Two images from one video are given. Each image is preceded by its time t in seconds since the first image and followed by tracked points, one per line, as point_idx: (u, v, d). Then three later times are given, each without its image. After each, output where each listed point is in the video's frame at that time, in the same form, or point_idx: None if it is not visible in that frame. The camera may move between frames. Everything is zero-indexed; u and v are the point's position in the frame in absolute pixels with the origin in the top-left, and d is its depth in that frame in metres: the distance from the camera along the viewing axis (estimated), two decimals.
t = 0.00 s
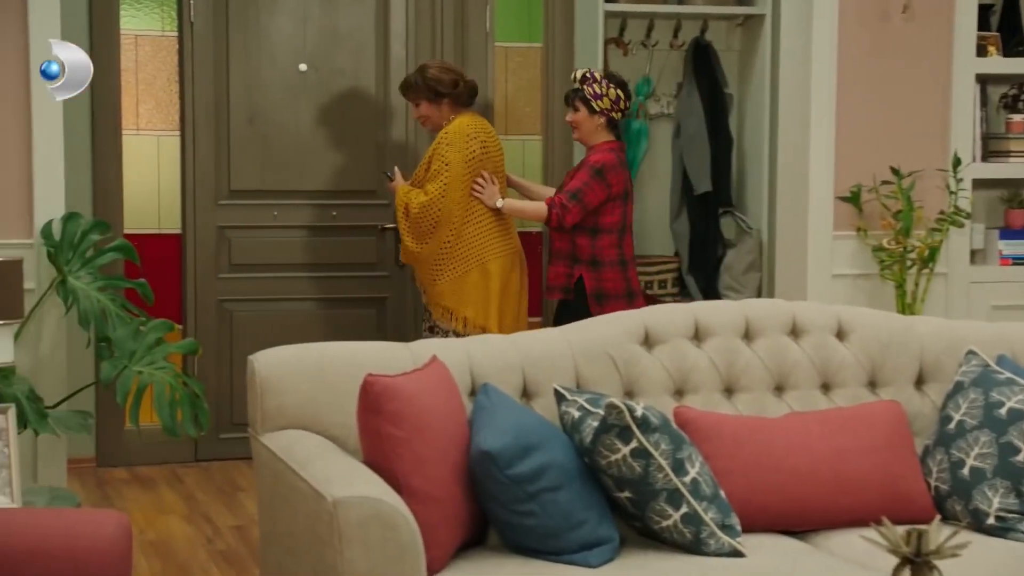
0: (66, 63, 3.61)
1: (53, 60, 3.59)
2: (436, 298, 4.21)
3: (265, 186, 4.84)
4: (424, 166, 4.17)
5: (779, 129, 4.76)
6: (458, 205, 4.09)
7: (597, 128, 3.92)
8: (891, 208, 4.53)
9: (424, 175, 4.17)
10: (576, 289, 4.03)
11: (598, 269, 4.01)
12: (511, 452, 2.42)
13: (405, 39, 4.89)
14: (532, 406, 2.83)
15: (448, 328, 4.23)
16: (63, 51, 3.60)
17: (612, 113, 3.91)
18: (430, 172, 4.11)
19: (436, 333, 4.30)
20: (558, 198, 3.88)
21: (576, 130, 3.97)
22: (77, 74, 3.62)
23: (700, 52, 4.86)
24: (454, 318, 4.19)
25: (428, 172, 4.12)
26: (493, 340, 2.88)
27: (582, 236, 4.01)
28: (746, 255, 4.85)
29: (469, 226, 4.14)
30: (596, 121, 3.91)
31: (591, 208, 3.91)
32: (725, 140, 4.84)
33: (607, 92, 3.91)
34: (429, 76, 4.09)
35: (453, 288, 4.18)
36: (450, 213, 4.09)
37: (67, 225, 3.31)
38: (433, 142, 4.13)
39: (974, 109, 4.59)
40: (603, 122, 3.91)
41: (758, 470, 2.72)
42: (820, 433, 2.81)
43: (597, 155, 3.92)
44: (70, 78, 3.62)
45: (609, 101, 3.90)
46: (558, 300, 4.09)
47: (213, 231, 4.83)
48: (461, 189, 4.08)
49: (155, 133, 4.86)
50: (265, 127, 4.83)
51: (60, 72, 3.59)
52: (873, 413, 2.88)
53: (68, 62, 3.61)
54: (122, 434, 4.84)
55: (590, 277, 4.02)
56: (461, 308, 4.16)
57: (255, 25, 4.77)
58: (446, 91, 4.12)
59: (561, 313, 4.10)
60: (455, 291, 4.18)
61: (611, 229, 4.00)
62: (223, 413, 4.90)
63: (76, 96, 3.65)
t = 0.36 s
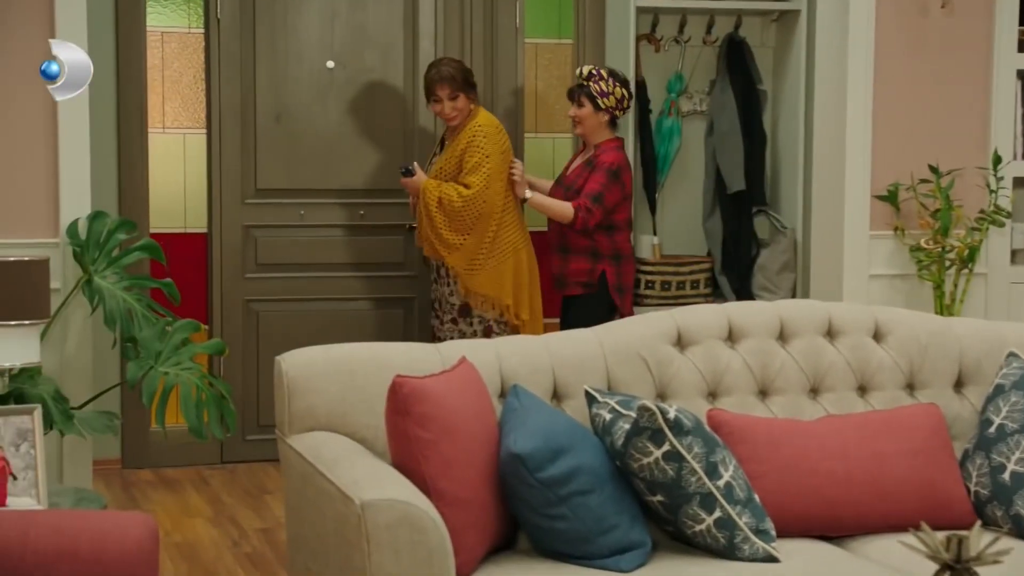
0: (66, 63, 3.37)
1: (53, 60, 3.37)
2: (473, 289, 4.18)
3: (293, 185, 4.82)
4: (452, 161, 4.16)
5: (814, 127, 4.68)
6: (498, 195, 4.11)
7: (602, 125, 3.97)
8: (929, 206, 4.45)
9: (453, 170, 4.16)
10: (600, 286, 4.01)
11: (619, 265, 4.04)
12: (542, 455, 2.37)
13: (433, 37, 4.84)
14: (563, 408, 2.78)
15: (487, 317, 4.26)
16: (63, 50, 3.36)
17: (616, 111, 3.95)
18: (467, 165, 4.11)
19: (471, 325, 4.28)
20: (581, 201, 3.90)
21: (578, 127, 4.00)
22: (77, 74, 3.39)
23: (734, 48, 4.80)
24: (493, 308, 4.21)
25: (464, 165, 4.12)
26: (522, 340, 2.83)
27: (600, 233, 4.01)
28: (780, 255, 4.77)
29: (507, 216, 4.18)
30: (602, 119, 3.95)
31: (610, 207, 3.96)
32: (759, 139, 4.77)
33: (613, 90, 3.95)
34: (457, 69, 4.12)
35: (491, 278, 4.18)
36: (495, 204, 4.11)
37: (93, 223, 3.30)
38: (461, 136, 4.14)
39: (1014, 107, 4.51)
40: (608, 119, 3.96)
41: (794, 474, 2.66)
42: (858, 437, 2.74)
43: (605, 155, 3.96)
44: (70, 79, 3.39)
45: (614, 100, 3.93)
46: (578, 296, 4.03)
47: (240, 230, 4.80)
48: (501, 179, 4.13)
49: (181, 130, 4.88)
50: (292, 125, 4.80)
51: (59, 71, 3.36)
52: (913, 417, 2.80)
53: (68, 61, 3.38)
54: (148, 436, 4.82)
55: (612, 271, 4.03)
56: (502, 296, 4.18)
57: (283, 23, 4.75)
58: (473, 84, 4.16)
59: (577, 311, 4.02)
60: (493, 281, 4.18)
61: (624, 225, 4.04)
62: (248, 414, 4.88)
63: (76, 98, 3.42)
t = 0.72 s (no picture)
0: (66, 63, 3.45)
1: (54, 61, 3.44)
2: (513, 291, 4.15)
3: (316, 184, 4.80)
4: (491, 162, 4.13)
5: (844, 125, 4.62)
6: (538, 197, 4.10)
7: (626, 124, 3.94)
8: (961, 206, 4.40)
9: (491, 171, 4.13)
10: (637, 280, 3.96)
11: (653, 257, 4.00)
12: (569, 457, 2.34)
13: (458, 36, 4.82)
14: (590, 410, 2.74)
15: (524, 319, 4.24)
16: (62, 50, 3.43)
17: (640, 108, 3.93)
18: (508, 166, 4.09)
19: (509, 328, 4.25)
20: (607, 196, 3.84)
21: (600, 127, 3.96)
22: (78, 74, 3.47)
23: (762, 46, 4.75)
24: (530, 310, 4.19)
25: (505, 167, 4.10)
26: (547, 341, 2.80)
27: (631, 228, 3.96)
28: (810, 255, 4.71)
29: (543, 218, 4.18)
30: (626, 119, 3.93)
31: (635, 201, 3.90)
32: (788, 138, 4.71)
33: (637, 90, 3.93)
34: (493, 71, 4.09)
35: (529, 279, 4.17)
36: (537, 204, 4.10)
37: (117, 223, 3.31)
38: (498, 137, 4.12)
39: None
40: (632, 119, 3.93)
41: (824, 476, 2.61)
42: (889, 440, 2.69)
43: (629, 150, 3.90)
44: (70, 79, 3.47)
45: (638, 99, 3.92)
46: (617, 294, 3.97)
47: (263, 230, 4.79)
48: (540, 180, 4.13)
49: (205, 130, 4.77)
50: (316, 125, 4.79)
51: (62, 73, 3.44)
52: (945, 420, 2.75)
53: (68, 62, 3.45)
54: (172, 437, 4.82)
55: (647, 265, 3.98)
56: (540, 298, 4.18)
57: (309, 23, 4.74)
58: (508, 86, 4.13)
59: (618, 308, 3.96)
60: (529, 282, 4.17)
61: (654, 218, 4.00)
62: (271, 415, 4.87)
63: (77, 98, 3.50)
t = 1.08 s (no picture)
0: (66, 63, 3.58)
1: (55, 61, 3.58)
2: (558, 286, 4.20)
3: (334, 184, 4.79)
4: (529, 159, 4.16)
5: (867, 123, 4.58)
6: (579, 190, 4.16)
7: (651, 126, 3.74)
8: (986, 205, 4.38)
9: (530, 168, 4.16)
10: (685, 285, 3.81)
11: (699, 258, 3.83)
12: (589, 459, 2.31)
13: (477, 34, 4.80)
14: (610, 411, 2.71)
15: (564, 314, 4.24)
16: (63, 50, 3.57)
17: (667, 109, 3.70)
18: (548, 163, 4.13)
19: (547, 323, 4.23)
20: (631, 204, 3.70)
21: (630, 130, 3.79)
22: (77, 74, 3.59)
23: (785, 43, 4.71)
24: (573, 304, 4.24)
25: (544, 163, 4.14)
26: (566, 340, 2.77)
27: (671, 233, 3.79)
28: (831, 255, 4.67)
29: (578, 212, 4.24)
30: (648, 120, 3.73)
31: (668, 207, 3.72)
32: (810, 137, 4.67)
33: (658, 89, 3.71)
34: (523, 68, 4.13)
35: (572, 273, 4.23)
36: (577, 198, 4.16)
37: (134, 222, 3.30)
38: (534, 132, 4.16)
39: None
40: (655, 121, 3.72)
41: (846, 479, 2.57)
42: (911, 442, 2.65)
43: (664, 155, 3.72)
44: (71, 79, 3.59)
45: (660, 99, 3.70)
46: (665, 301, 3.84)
47: (281, 229, 4.78)
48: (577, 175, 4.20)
49: (222, 128, 4.87)
50: (335, 124, 4.77)
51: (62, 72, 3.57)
52: (969, 422, 2.71)
53: (68, 61, 3.58)
54: (189, 438, 4.80)
55: (695, 268, 3.83)
56: (583, 292, 4.24)
57: (328, 21, 4.72)
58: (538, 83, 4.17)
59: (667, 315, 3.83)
60: (571, 276, 4.23)
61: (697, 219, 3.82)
62: (289, 416, 4.86)
63: (77, 98, 3.62)
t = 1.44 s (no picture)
0: (66, 63, 3.61)
1: (53, 61, 3.60)
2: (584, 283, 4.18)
3: (345, 183, 4.77)
4: (553, 155, 4.15)
5: (882, 121, 4.55)
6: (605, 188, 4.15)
7: (630, 147, 3.66)
8: (1003, 205, 4.36)
9: (555, 164, 4.14)
10: (679, 303, 3.69)
11: (695, 276, 3.68)
12: (601, 461, 2.28)
13: (489, 32, 4.78)
14: (622, 412, 2.69)
15: (592, 312, 4.25)
16: (63, 49, 3.60)
17: (641, 130, 3.59)
18: (573, 159, 4.11)
19: (577, 321, 4.24)
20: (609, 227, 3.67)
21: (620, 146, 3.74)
22: (77, 74, 3.62)
23: (800, 41, 4.67)
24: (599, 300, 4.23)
25: (569, 159, 4.12)
26: (577, 340, 2.74)
27: (662, 252, 3.69)
28: (845, 256, 4.64)
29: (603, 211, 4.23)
30: (627, 140, 3.65)
31: (650, 230, 3.63)
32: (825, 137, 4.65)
33: (633, 109, 3.59)
34: (544, 64, 4.13)
35: (597, 270, 4.21)
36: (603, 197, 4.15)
37: (143, 222, 3.28)
38: (559, 130, 4.15)
39: None
40: (631, 142, 3.64)
41: (862, 481, 2.54)
42: (927, 443, 2.62)
43: (647, 177, 3.63)
44: (70, 78, 3.62)
45: (632, 121, 3.59)
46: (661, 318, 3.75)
47: (291, 229, 4.76)
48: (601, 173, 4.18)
49: (232, 127, 4.77)
50: (345, 123, 4.76)
51: (60, 72, 3.60)
52: (985, 423, 2.68)
53: (68, 62, 3.61)
54: (199, 438, 4.79)
55: (692, 284, 3.69)
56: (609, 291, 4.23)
57: (340, 20, 4.71)
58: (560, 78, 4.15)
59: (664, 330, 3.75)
60: (597, 272, 4.21)
61: (692, 238, 3.68)
62: (299, 417, 4.84)
63: (77, 98, 3.64)
